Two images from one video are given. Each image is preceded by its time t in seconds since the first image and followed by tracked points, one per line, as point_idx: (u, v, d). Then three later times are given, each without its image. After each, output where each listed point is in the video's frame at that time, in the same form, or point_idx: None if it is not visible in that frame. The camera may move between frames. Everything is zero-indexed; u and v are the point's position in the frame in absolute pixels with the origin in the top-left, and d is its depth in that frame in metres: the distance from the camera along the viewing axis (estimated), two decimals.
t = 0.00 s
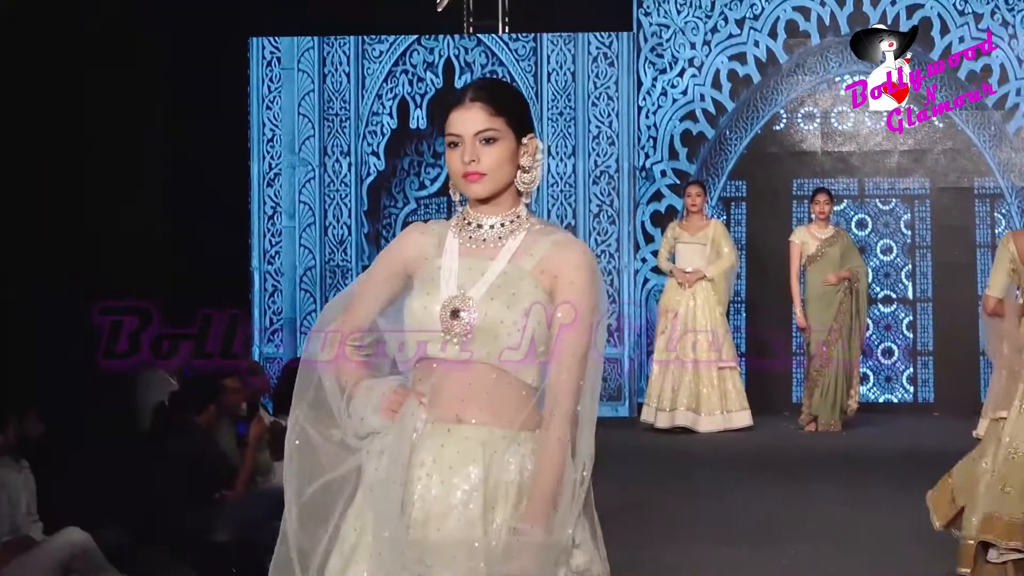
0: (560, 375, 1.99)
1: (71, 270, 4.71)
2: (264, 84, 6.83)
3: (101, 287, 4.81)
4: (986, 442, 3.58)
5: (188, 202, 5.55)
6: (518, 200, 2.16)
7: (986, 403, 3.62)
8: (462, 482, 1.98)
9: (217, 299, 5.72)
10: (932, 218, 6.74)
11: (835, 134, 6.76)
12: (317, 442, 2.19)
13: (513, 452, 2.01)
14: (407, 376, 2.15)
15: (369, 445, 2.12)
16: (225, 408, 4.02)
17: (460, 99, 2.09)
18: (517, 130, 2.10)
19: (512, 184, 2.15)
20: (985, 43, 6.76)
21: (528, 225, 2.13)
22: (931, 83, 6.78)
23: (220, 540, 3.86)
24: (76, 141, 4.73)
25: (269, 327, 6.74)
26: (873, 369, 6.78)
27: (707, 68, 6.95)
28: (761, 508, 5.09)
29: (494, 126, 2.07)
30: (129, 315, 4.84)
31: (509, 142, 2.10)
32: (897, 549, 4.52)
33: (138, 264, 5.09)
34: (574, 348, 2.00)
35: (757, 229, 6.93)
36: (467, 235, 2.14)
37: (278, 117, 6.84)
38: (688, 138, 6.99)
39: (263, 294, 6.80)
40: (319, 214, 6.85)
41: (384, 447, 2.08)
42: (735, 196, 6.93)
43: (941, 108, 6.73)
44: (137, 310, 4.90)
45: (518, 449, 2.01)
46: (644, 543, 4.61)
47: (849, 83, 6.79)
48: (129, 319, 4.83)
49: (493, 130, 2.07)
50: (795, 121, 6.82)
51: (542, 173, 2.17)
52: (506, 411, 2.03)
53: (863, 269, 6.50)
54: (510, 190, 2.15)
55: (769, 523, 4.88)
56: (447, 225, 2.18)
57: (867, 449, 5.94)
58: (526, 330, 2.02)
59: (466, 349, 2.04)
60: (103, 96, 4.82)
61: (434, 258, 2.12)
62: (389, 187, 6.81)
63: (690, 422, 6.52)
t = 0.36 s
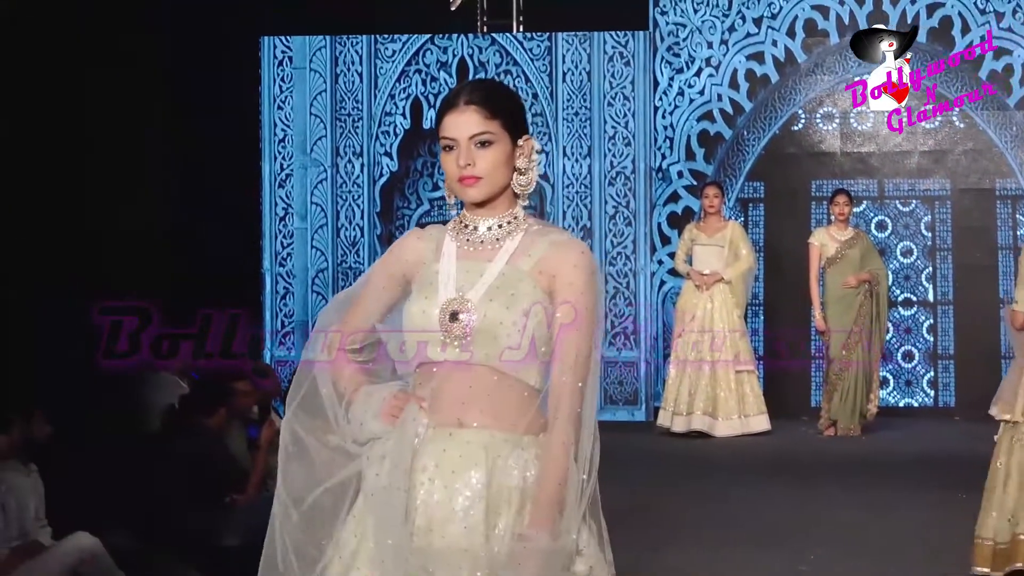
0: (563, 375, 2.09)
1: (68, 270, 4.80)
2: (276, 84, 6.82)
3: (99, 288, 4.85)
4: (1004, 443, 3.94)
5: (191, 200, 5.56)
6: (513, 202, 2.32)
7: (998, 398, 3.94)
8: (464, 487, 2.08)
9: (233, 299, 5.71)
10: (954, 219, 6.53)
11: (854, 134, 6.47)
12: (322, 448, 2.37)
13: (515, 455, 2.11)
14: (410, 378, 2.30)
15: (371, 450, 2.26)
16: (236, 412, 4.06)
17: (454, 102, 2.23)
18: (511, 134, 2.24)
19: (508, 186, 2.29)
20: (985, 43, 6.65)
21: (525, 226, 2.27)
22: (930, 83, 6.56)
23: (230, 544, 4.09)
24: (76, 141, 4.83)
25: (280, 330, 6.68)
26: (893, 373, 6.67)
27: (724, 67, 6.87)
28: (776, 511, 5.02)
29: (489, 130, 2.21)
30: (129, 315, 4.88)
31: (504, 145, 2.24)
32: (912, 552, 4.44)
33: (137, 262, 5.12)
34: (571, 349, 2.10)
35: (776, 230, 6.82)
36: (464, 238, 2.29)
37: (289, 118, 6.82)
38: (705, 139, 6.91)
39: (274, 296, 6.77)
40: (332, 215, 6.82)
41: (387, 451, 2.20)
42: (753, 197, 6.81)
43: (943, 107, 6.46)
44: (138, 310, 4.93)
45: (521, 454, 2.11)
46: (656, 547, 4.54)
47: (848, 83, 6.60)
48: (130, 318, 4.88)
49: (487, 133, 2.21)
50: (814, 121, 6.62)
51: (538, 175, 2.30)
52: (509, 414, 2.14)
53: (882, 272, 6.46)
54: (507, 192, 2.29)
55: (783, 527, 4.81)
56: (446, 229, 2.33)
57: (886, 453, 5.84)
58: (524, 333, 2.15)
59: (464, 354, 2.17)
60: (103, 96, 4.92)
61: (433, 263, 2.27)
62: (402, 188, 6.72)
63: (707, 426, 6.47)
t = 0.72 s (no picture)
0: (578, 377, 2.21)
1: (68, 272, 5.16)
2: (295, 79, 6.77)
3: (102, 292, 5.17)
4: None
5: (209, 200, 5.34)
6: (532, 200, 2.40)
7: None
8: (478, 489, 2.22)
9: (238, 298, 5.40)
10: (983, 218, 6.02)
11: (882, 131, 6.02)
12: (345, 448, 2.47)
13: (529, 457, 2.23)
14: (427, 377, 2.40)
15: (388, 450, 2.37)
16: (257, 413, 4.33)
17: (470, 103, 2.33)
18: (527, 131, 2.33)
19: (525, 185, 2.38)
20: (985, 44, 6.24)
21: (543, 225, 2.37)
22: (931, 82, 6.02)
23: (251, 546, 4.18)
24: (102, 151, 5.25)
25: (299, 329, 6.44)
26: (921, 374, 6.48)
27: (749, 63, 6.73)
28: (795, 521, 4.91)
29: (504, 130, 2.30)
30: (130, 316, 5.07)
31: (519, 145, 2.33)
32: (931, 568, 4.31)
33: (145, 264, 5.27)
34: (585, 354, 2.20)
35: (803, 225, 6.58)
36: (482, 238, 2.39)
37: (309, 114, 6.80)
38: (729, 135, 6.79)
39: (294, 295, 6.62)
40: (352, 213, 6.80)
41: (402, 452, 2.32)
42: (779, 195, 6.60)
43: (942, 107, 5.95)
44: (138, 310, 5.10)
45: (534, 457, 2.23)
46: (671, 559, 4.44)
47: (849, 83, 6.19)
48: (130, 319, 5.07)
49: (503, 133, 2.30)
50: (840, 118, 6.14)
51: (556, 173, 2.40)
52: (526, 415, 2.26)
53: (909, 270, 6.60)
54: (524, 190, 2.38)
55: (799, 536, 4.72)
56: (465, 232, 2.42)
57: (910, 458, 5.68)
58: (537, 336, 2.24)
59: (478, 355, 2.28)
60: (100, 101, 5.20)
61: (450, 264, 2.36)
62: (422, 185, 6.57)
63: (733, 426, 7.02)
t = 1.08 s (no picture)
0: (601, 377, 1.99)
1: (69, 268, 4.64)
2: (312, 75, 6.62)
3: (99, 287, 4.71)
4: None
5: (205, 201, 5.23)
6: (552, 197, 2.17)
7: None
8: (495, 493, 1.98)
9: (242, 298, 5.50)
10: (1013, 216, 6.29)
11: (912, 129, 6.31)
12: (355, 455, 2.23)
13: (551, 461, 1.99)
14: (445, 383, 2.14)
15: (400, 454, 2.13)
16: (273, 415, 4.01)
17: (487, 99, 2.07)
18: (548, 128, 2.09)
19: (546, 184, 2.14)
20: (985, 43, 6.33)
21: (565, 223, 2.13)
22: (931, 82, 6.31)
23: (266, 551, 3.92)
24: (103, 143, 4.75)
25: (316, 328, 6.51)
26: (950, 375, 6.39)
27: (775, 57, 6.57)
28: (828, 523, 4.75)
29: (525, 126, 2.06)
30: (130, 315, 4.80)
31: (540, 141, 2.09)
32: (968, 565, 4.19)
33: (144, 261, 4.91)
34: (615, 351, 1.99)
35: (828, 224, 6.59)
36: (503, 235, 2.15)
37: (326, 109, 6.63)
38: (756, 132, 6.61)
39: (310, 294, 6.61)
40: (369, 210, 6.66)
41: (418, 455, 2.08)
42: (805, 192, 6.58)
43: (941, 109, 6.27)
44: (140, 311, 4.85)
45: (558, 463, 1.99)
46: (697, 561, 4.30)
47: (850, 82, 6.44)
48: (131, 319, 4.80)
49: (523, 130, 2.06)
50: (869, 114, 6.37)
51: (577, 169, 2.16)
52: (547, 418, 2.01)
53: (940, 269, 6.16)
54: (543, 193, 2.15)
55: (834, 538, 4.56)
56: (486, 228, 2.19)
57: (941, 459, 5.54)
58: (562, 330, 2.01)
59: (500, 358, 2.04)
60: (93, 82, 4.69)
61: (470, 262, 2.14)
62: (442, 182, 6.59)
63: (760, 428, 6.28)
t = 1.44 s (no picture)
0: (615, 379, 1.99)
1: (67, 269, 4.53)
2: (323, 70, 6.50)
3: (100, 289, 4.58)
4: None
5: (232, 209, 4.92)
6: (565, 196, 2.15)
7: None
8: (506, 496, 1.98)
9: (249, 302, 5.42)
10: None
11: (932, 123, 5.64)
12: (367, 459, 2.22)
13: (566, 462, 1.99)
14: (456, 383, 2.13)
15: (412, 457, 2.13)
16: (284, 416, 3.89)
17: (500, 96, 2.04)
18: (561, 124, 2.06)
19: (559, 181, 2.12)
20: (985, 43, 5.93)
21: (578, 221, 2.11)
22: (932, 83, 5.73)
23: (275, 555, 3.79)
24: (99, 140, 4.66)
25: (328, 327, 6.26)
26: (973, 375, 6.21)
27: (796, 53, 6.41)
28: (850, 530, 4.60)
29: (537, 123, 2.03)
30: (129, 315, 4.56)
31: (554, 138, 2.06)
32: None
33: (140, 262, 4.67)
34: (621, 353, 2.00)
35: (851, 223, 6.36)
36: (514, 235, 2.14)
37: (337, 105, 6.52)
38: (774, 128, 6.51)
39: (321, 293, 6.46)
40: (382, 208, 6.61)
41: (431, 457, 2.08)
42: (826, 189, 6.31)
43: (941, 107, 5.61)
44: (142, 310, 4.59)
45: (570, 463, 1.99)
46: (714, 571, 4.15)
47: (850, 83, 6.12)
48: (130, 319, 4.55)
49: (536, 127, 2.03)
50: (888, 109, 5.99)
51: (591, 166, 2.12)
52: (558, 419, 2.00)
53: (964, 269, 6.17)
54: (556, 191, 2.13)
55: (857, 547, 4.40)
56: (497, 226, 2.17)
57: (964, 464, 5.38)
58: (574, 330, 2.00)
59: (509, 359, 2.03)
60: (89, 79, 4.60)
61: (480, 262, 2.13)
62: (456, 179, 6.44)
63: (779, 430, 6.36)
